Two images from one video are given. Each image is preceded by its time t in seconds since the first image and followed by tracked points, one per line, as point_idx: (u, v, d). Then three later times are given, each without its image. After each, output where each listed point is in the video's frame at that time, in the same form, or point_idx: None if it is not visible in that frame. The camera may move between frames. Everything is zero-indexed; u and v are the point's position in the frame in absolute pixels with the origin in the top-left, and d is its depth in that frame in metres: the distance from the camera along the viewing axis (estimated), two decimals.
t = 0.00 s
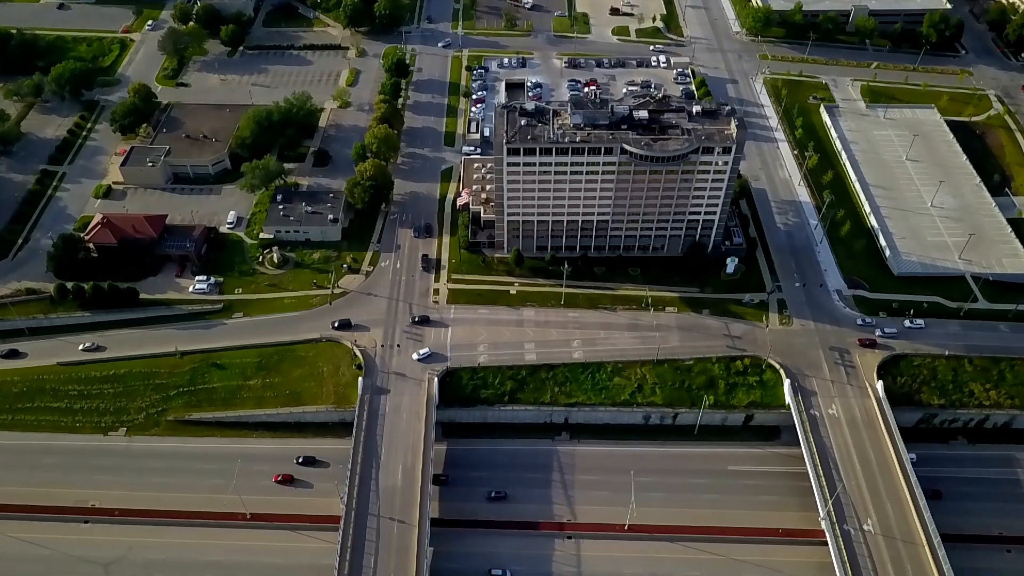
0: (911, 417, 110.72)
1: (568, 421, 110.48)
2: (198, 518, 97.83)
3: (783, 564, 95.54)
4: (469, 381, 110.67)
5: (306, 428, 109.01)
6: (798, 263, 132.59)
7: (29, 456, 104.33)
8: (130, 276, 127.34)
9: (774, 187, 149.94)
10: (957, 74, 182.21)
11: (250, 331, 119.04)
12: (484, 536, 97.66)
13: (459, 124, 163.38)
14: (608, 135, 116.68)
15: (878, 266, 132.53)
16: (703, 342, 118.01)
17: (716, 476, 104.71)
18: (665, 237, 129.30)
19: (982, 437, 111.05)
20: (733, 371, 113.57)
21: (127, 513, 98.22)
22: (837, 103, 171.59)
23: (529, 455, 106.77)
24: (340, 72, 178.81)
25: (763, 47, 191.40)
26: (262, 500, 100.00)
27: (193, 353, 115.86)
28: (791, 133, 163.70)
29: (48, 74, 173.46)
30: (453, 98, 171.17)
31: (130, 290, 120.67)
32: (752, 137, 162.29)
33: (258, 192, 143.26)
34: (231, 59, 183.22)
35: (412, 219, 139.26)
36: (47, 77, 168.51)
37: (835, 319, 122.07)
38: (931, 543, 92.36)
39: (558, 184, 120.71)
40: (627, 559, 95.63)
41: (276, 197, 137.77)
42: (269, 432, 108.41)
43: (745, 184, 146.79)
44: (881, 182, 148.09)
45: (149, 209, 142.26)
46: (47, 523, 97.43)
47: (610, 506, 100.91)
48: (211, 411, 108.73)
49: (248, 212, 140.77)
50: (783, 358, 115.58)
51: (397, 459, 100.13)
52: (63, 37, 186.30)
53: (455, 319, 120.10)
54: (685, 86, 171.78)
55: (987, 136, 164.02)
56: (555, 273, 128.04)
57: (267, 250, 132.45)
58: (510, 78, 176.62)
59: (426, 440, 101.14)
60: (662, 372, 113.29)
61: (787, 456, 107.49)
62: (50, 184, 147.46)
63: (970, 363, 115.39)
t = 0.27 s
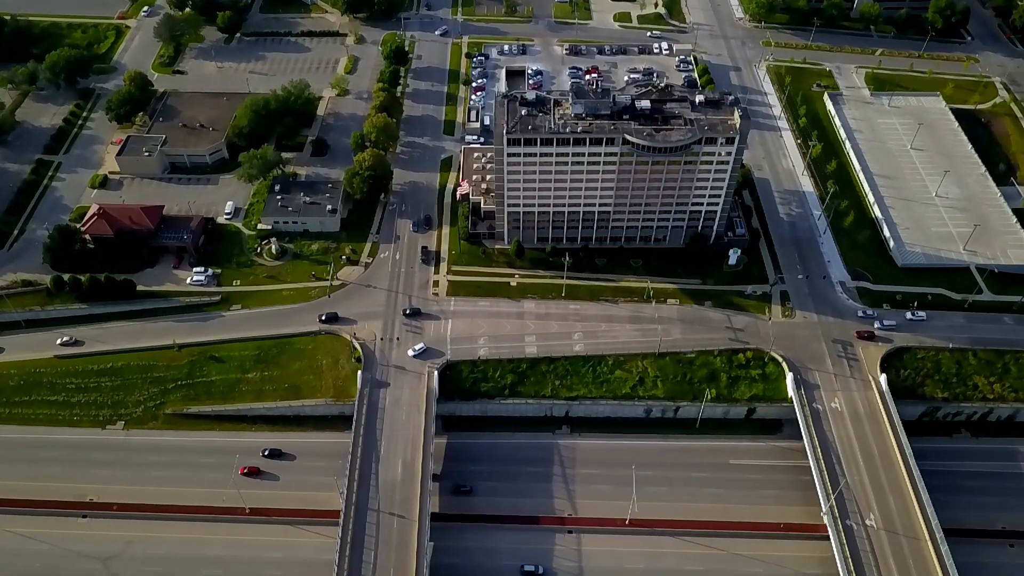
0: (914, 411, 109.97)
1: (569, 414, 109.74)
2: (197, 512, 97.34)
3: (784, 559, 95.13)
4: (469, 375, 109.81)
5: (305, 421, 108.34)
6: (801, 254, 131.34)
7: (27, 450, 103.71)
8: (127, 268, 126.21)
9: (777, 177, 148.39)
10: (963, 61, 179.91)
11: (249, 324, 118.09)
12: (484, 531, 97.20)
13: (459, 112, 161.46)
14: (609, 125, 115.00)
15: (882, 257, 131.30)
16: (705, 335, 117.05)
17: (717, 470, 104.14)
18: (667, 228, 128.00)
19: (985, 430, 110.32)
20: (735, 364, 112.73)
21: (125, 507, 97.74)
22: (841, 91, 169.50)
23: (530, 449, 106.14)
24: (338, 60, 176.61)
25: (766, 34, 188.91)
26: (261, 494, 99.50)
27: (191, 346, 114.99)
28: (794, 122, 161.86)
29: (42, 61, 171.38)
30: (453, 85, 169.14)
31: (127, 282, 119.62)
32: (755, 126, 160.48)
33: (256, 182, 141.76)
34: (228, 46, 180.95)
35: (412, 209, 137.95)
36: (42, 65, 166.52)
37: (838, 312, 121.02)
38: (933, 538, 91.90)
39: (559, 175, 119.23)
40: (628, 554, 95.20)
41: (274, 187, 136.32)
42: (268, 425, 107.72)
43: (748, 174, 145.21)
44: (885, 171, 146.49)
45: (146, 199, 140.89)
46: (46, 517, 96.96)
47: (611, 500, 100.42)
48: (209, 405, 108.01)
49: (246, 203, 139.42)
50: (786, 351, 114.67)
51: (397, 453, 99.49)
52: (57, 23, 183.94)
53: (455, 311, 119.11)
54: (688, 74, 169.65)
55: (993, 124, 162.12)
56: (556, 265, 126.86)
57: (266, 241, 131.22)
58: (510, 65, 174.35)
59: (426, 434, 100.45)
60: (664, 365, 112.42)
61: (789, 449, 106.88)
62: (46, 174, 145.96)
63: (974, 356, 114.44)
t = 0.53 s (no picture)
0: (917, 404, 109.19)
1: (570, 408, 109.02)
2: (195, 507, 96.87)
3: (786, 554, 94.72)
4: (469, 368, 108.94)
5: (304, 415, 107.68)
6: (804, 246, 130.06)
7: (25, 444, 103.09)
8: (124, 260, 125.07)
9: (781, 167, 146.80)
10: (969, 48, 177.61)
11: (247, 316, 117.14)
12: (484, 526, 96.78)
13: (458, 101, 159.56)
14: (611, 116, 113.32)
15: (885, 248, 130.05)
16: (708, 328, 116.09)
17: (719, 465, 103.53)
18: (669, 219, 126.67)
19: (989, 424, 109.63)
20: (737, 358, 111.82)
21: (124, 502, 97.25)
22: (846, 79, 167.38)
23: (531, 444, 105.52)
24: (336, 47, 174.42)
25: (770, 21, 186.43)
26: (260, 489, 99.00)
27: (189, 339, 114.11)
28: (798, 111, 159.97)
29: (37, 49, 169.25)
30: (452, 74, 167.08)
31: (124, 275, 118.49)
32: (758, 115, 158.59)
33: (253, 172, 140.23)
34: (225, 33, 178.66)
35: (411, 200, 136.65)
36: (36, 52, 164.42)
37: (842, 304, 119.98)
38: (936, 534, 91.44)
39: (560, 166, 117.72)
40: (629, 549, 94.77)
41: (271, 177, 134.88)
42: (267, 419, 107.07)
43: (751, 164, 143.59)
44: (889, 161, 144.89)
45: (143, 190, 139.47)
46: (44, 512, 96.49)
47: (613, 495, 99.91)
48: (208, 398, 107.30)
49: (244, 193, 138.06)
50: (788, 344, 113.73)
51: (397, 448, 98.86)
52: (52, 10, 181.56)
53: (456, 304, 118.07)
54: (690, 62, 167.42)
55: (999, 112, 160.18)
56: (557, 257, 125.69)
57: (264, 232, 129.95)
58: (510, 52, 172.14)
59: (426, 429, 99.75)
60: (666, 359, 111.55)
61: (791, 443, 106.23)
62: (42, 164, 144.45)
63: (978, 349, 113.51)
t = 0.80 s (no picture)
0: (920, 398, 108.41)
1: (570, 402, 108.26)
2: (194, 502, 96.41)
3: (788, 549, 94.29)
4: (469, 362, 108.08)
5: (303, 410, 106.95)
6: (807, 238, 128.79)
7: (22, 439, 102.43)
8: (121, 252, 123.88)
9: (784, 157, 145.22)
10: (975, 36, 175.28)
11: (245, 310, 116.13)
12: (485, 521, 96.32)
13: (458, 90, 157.61)
14: (613, 107, 111.67)
15: (889, 240, 128.80)
16: (709, 321, 115.13)
17: (720, 459, 102.94)
18: (671, 211, 125.36)
19: (992, 418, 108.91)
20: (739, 352, 110.93)
21: (122, 498, 96.74)
22: (850, 67, 165.28)
23: (531, 438, 104.85)
24: (334, 35, 172.20)
25: (774, 8, 183.97)
26: (260, 484, 98.45)
27: (186, 333, 113.20)
28: (802, 100, 158.09)
29: (31, 36, 167.11)
30: (452, 62, 164.98)
31: (121, 267, 117.33)
32: (762, 104, 156.73)
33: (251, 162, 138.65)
34: (221, 21, 176.35)
35: (411, 191, 135.30)
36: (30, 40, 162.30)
37: (845, 297, 118.92)
38: (938, 529, 90.94)
39: (560, 157, 116.23)
40: (630, 545, 94.37)
41: (269, 168, 133.41)
42: (266, 413, 106.39)
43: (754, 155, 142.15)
44: (894, 151, 143.28)
45: (139, 181, 138.00)
46: (42, 508, 95.98)
47: (614, 490, 99.39)
48: (206, 393, 106.53)
49: (241, 184, 136.65)
50: (791, 338, 112.78)
51: (397, 443, 98.16)
52: None
53: (456, 297, 117.06)
54: (693, 51, 165.34)
55: (1005, 101, 158.22)
56: (557, 249, 124.53)
57: (262, 224, 128.63)
58: (511, 40, 169.89)
59: (426, 424, 99.01)
60: (667, 352, 110.64)
61: (793, 438, 105.57)
62: (37, 154, 142.92)
63: (982, 343, 112.53)
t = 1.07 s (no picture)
0: (924, 392, 107.63)
1: (571, 396, 107.51)
2: (193, 498, 95.93)
3: (790, 545, 93.89)
4: (469, 356, 107.22)
5: (302, 404, 106.26)
6: (811, 230, 127.50)
7: (20, 433, 101.80)
8: (118, 244, 122.70)
9: (787, 147, 143.62)
10: (981, 23, 172.87)
11: (244, 303, 115.18)
12: (486, 517, 95.88)
13: (458, 78, 155.64)
14: (615, 98, 110.00)
15: (893, 232, 127.56)
16: (711, 314, 114.15)
17: (723, 454, 102.32)
18: (673, 202, 124.03)
19: (996, 413, 108.21)
20: (742, 345, 110.03)
21: (121, 493, 96.23)
22: (855, 55, 163.10)
23: (532, 433, 104.21)
24: (333, 22, 169.90)
25: None
26: (259, 479, 97.91)
27: (184, 326, 112.30)
28: (805, 89, 156.13)
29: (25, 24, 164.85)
30: (452, 50, 162.85)
31: (118, 260, 116.22)
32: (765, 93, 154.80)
33: (249, 153, 137.07)
34: (218, 8, 173.96)
35: (410, 182, 133.95)
36: (25, 28, 160.13)
37: (848, 290, 117.85)
38: (941, 525, 90.44)
39: (562, 148, 114.73)
40: (631, 541, 93.95)
41: (267, 159, 131.91)
42: (265, 408, 105.67)
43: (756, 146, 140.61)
44: (899, 141, 141.61)
45: (136, 171, 136.59)
46: (40, 503, 95.45)
47: (615, 486, 98.86)
48: (204, 387, 105.79)
49: (239, 175, 135.26)
50: (794, 332, 111.79)
51: (396, 439, 97.46)
52: None
53: (456, 290, 116.04)
54: (695, 38, 163.10)
55: (1011, 90, 156.21)
56: (558, 241, 123.38)
57: (260, 216, 127.35)
58: (511, 28, 167.58)
59: (426, 419, 98.30)
60: (669, 346, 109.74)
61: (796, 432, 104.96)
62: (32, 145, 141.38)
63: (987, 336, 111.54)
